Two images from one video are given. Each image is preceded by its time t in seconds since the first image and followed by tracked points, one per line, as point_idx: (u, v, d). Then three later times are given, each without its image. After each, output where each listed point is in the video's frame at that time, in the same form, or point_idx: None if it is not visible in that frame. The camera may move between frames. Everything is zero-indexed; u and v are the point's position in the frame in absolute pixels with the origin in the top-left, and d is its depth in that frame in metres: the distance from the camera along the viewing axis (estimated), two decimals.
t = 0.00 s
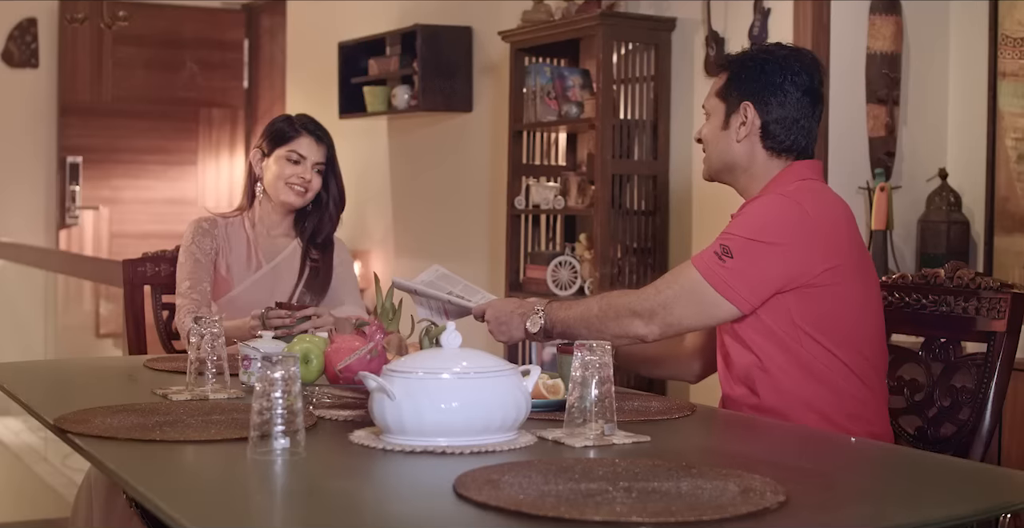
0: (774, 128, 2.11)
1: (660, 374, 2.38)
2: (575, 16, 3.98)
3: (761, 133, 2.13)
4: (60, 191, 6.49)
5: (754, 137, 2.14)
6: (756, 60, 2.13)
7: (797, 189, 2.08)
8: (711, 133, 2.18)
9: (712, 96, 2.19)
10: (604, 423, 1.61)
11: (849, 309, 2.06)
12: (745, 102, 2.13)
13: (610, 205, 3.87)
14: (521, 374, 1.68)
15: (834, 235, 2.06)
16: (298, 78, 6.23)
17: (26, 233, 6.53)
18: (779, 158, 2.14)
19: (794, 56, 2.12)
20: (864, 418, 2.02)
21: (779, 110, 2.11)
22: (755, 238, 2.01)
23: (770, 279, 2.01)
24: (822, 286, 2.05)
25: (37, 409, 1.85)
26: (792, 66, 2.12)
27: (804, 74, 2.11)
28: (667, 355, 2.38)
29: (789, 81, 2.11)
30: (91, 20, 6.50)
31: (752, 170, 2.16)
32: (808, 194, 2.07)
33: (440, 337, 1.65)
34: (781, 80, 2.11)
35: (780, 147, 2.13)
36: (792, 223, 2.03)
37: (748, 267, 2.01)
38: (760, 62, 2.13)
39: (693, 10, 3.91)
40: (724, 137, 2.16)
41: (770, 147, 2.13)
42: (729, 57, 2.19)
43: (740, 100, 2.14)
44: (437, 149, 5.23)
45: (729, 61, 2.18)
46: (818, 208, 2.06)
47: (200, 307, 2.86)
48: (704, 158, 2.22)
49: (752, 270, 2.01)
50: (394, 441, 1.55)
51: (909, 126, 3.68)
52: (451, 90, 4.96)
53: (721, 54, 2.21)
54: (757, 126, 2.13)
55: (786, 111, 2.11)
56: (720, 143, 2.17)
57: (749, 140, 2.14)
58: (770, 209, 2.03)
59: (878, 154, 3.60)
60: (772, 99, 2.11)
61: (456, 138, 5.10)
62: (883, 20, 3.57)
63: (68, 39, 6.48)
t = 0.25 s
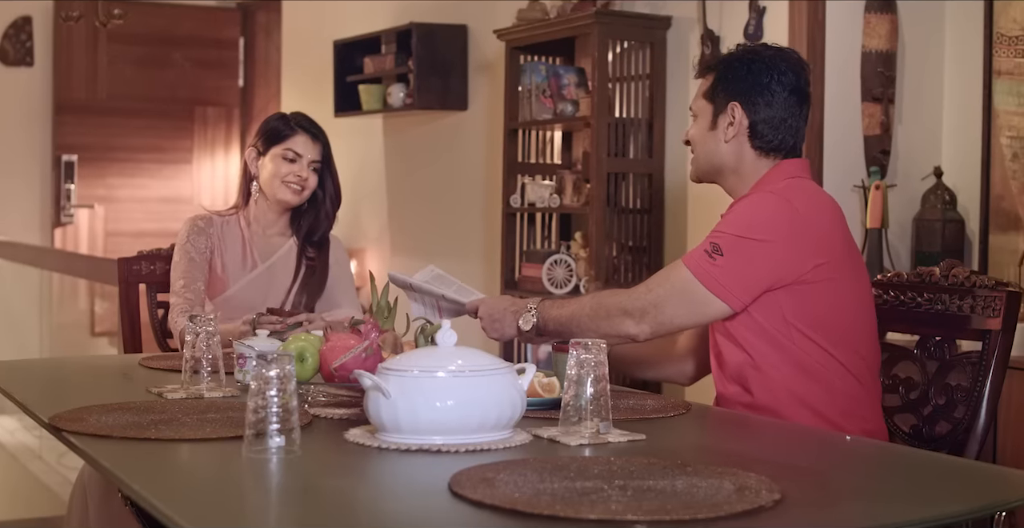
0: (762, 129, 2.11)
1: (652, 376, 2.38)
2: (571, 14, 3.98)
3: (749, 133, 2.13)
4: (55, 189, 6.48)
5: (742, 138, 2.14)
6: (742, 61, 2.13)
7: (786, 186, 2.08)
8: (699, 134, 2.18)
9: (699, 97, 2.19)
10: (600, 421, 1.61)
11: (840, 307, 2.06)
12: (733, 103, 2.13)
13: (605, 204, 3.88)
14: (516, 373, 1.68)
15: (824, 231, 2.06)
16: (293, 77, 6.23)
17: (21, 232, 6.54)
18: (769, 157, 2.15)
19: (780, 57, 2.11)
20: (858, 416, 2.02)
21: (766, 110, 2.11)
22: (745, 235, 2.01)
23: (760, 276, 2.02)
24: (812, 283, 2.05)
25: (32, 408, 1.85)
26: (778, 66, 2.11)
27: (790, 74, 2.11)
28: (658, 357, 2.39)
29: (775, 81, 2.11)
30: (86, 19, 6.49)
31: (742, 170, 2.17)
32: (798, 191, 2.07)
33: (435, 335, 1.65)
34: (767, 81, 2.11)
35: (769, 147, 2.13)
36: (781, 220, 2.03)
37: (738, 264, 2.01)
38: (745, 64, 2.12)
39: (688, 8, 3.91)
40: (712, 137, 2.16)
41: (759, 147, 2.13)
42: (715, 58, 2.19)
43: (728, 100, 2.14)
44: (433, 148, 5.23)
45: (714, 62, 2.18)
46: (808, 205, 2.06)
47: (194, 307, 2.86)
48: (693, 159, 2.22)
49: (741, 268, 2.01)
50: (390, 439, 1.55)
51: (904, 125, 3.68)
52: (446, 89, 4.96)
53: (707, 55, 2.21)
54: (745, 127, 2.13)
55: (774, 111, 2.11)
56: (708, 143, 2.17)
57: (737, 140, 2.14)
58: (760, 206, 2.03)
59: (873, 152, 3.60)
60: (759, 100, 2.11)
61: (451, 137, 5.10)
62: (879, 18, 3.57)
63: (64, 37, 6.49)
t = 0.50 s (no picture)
0: (752, 129, 2.12)
1: (646, 377, 2.38)
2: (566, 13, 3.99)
3: (739, 134, 2.13)
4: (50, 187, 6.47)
5: (732, 138, 2.14)
6: (731, 62, 2.13)
7: (778, 184, 2.08)
8: (689, 136, 2.18)
9: (688, 98, 2.20)
10: (595, 420, 1.61)
11: (833, 305, 2.06)
12: (722, 103, 2.13)
13: (601, 203, 3.88)
14: (511, 371, 1.67)
15: (816, 230, 2.06)
16: (289, 76, 6.23)
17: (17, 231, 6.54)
18: (759, 157, 2.15)
19: (768, 57, 2.12)
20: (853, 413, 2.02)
21: (756, 110, 2.11)
22: (737, 234, 2.01)
23: (751, 274, 2.02)
24: (805, 281, 2.05)
25: (27, 408, 1.85)
26: (767, 66, 2.12)
27: (778, 74, 2.12)
28: (652, 358, 2.39)
29: (765, 81, 2.11)
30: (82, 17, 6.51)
31: (732, 170, 2.17)
32: (790, 189, 2.07)
33: (431, 334, 1.65)
34: (756, 81, 2.11)
35: (760, 147, 2.13)
36: (773, 218, 2.03)
37: (730, 263, 2.01)
38: (734, 65, 2.12)
39: (684, 7, 3.91)
40: (702, 138, 2.17)
41: (749, 147, 2.13)
42: (703, 59, 2.19)
43: (717, 101, 2.14)
44: (429, 147, 5.23)
45: (702, 64, 2.18)
46: (800, 203, 2.06)
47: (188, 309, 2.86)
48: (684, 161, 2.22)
49: (733, 266, 2.01)
50: (386, 438, 1.55)
51: (900, 124, 3.68)
52: (442, 88, 4.97)
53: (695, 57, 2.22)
54: (735, 127, 2.13)
55: (764, 111, 2.11)
56: (699, 144, 2.17)
57: (727, 140, 2.14)
58: (752, 205, 2.04)
59: (868, 151, 3.61)
60: (748, 100, 2.11)
61: (447, 136, 5.10)
62: (873, 17, 3.59)
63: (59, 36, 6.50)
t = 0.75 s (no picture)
0: (743, 129, 2.12)
1: (640, 376, 2.38)
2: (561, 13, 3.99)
3: (730, 134, 2.13)
4: (46, 187, 6.46)
5: (723, 138, 2.14)
6: (720, 63, 2.13)
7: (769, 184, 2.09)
8: (680, 136, 2.19)
9: (679, 100, 2.20)
10: (590, 419, 1.61)
11: (826, 304, 2.06)
12: (713, 103, 2.13)
13: (596, 202, 3.88)
14: (506, 371, 1.67)
15: (807, 229, 2.06)
16: (284, 76, 6.23)
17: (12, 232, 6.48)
18: (750, 158, 2.15)
19: (758, 58, 2.12)
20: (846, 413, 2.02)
21: (746, 111, 2.11)
22: (729, 234, 2.01)
23: (744, 274, 2.02)
24: (798, 281, 2.05)
25: (22, 406, 1.85)
26: (757, 66, 2.12)
27: (768, 75, 2.12)
28: (645, 359, 2.39)
29: (755, 81, 2.12)
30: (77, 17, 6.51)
31: (723, 170, 2.17)
32: (781, 189, 2.07)
33: (426, 334, 1.65)
34: (747, 81, 2.11)
35: (751, 147, 2.13)
36: (764, 218, 2.03)
37: (722, 263, 2.01)
38: (724, 65, 2.13)
39: (679, 7, 3.91)
40: (693, 139, 2.17)
41: (740, 147, 2.13)
42: (693, 60, 2.20)
43: (708, 101, 2.14)
44: (424, 146, 5.23)
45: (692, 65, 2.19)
46: (791, 202, 2.06)
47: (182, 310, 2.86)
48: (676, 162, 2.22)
49: (725, 266, 2.01)
50: (381, 438, 1.55)
51: (894, 123, 3.68)
52: (437, 87, 4.96)
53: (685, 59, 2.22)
54: (726, 127, 2.13)
55: (755, 111, 2.12)
56: (690, 145, 2.17)
57: (718, 141, 2.14)
58: (743, 205, 2.04)
59: (863, 151, 3.61)
60: (738, 101, 2.11)
61: (443, 135, 5.10)
62: (870, 17, 3.58)
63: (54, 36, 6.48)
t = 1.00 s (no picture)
0: (735, 129, 2.12)
1: (636, 376, 2.38)
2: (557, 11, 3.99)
3: (722, 134, 2.13)
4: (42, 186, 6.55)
5: (716, 138, 2.14)
6: (711, 63, 2.13)
7: (763, 181, 2.09)
8: (673, 136, 2.19)
9: (671, 100, 2.20)
10: (587, 418, 1.61)
11: (821, 301, 2.06)
12: (705, 103, 2.13)
13: (592, 201, 3.88)
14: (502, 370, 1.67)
15: (802, 227, 2.06)
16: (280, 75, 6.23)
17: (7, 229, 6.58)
18: (743, 157, 2.15)
19: (749, 57, 2.12)
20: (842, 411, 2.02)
21: (739, 111, 2.12)
22: (723, 233, 2.02)
23: (738, 272, 2.02)
24: (793, 279, 2.05)
25: (18, 405, 1.85)
26: (749, 65, 2.12)
27: (760, 75, 2.12)
28: (640, 358, 2.40)
29: (746, 80, 2.12)
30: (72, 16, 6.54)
31: (717, 170, 2.17)
32: (775, 187, 2.07)
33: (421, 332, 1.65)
34: (738, 81, 2.12)
35: (744, 146, 2.13)
36: (758, 216, 2.03)
37: (716, 262, 2.01)
38: (715, 65, 2.13)
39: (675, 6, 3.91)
40: (686, 139, 2.17)
41: (733, 146, 2.13)
42: (684, 60, 2.20)
43: (700, 101, 2.14)
44: (420, 145, 5.23)
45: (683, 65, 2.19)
46: (785, 200, 2.06)
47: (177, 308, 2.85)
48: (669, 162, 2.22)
49: (719, 265, 2.01)
50: (378, 436, 1.55)
51: (891, 122, 3.68)
52: (433, 86, 4.96)
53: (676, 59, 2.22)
54: (719, 127, 2.13)
55: (747, 111, 2.12)
56: (683, 145, 2.17)
57: (710, 141, 2.14)
58: (738, 203, 2.04)
59: (860, 150, 3.61)
60: (730, 100, 2.11)
61: (439, 134, 5.10)
62: (866, 16, 3.58)
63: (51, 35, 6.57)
